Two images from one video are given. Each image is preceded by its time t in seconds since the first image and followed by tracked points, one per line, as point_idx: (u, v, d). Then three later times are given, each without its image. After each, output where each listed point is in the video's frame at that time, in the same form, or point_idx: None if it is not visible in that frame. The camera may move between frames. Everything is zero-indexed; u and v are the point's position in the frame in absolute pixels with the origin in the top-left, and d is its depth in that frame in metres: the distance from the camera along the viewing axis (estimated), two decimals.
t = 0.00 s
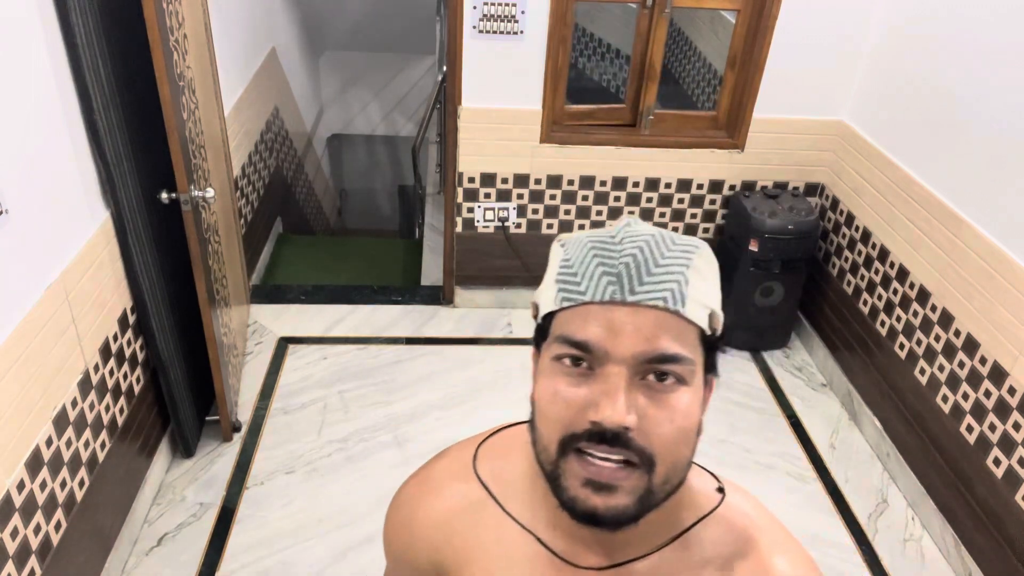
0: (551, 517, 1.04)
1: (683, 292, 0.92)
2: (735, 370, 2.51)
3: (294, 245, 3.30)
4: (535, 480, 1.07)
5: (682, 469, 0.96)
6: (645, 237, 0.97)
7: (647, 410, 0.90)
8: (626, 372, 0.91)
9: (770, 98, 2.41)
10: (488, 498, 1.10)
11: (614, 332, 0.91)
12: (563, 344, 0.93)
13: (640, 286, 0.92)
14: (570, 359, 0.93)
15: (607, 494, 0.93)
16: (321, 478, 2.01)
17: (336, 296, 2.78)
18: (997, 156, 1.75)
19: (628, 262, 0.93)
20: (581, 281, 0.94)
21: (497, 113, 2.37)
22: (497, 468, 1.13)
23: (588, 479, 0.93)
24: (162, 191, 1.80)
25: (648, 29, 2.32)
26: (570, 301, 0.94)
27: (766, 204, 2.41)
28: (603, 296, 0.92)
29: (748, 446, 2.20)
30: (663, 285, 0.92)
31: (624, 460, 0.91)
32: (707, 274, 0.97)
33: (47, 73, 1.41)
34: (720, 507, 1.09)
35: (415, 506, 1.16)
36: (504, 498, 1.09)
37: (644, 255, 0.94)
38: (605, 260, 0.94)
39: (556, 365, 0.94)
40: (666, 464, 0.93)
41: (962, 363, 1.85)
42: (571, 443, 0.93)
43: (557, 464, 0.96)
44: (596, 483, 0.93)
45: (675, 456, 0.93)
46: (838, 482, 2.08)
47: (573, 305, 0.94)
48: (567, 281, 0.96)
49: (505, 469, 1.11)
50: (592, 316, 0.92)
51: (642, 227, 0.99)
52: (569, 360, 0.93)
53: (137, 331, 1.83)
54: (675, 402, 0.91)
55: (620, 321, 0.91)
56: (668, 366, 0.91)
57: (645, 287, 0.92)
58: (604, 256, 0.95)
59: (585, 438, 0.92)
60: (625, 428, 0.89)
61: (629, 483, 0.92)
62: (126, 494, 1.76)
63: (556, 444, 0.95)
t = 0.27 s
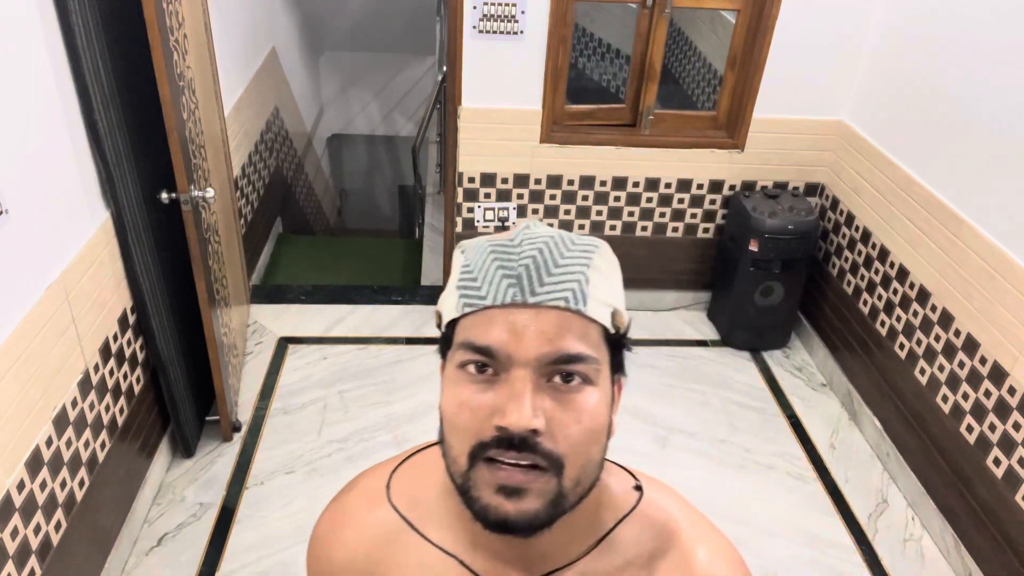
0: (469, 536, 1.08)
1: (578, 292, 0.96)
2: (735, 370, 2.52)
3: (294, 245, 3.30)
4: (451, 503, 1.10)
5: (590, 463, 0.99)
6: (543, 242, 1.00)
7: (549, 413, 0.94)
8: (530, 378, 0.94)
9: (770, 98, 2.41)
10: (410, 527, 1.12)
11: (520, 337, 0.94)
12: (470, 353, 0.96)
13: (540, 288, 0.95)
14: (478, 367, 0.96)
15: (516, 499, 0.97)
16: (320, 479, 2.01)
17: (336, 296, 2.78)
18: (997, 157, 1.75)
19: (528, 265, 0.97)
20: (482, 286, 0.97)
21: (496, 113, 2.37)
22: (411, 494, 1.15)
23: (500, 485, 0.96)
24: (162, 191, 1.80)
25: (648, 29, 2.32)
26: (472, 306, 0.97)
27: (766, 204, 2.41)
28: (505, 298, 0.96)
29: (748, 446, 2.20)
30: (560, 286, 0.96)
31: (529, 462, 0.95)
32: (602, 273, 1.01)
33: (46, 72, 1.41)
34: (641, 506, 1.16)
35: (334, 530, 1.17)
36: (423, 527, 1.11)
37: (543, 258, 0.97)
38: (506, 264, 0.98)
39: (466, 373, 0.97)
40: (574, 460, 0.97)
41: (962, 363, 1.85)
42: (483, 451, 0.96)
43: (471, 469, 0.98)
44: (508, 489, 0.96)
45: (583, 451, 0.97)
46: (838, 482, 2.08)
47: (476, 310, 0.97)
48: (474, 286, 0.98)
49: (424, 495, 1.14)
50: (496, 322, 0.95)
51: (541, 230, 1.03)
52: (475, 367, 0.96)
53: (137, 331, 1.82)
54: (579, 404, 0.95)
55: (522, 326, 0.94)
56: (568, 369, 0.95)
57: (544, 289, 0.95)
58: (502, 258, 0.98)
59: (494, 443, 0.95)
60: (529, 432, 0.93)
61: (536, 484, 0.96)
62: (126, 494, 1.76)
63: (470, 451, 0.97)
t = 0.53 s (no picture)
0: (438, 505, 1.05)
1: (532, 266, 0.99)
2: (734, 370, 2.52)
3: (294, 245, 3.30)
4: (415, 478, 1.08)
5: (553, 432, 0.99)
6: (492, 220, 1.02)
7: (513, 378, 0.94)
8: (492, 347, 0.94)
9: (770, 98, 2.41)
10: (375, 512, 1.07)
11: (478, 310, 0.94)
12: (431, 330, 0.96)
13: (495, 262, 0.97)
14: (440, 343, 0.96)
15: (485, 468, 0.94)
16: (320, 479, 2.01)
17: (336, 296, 2.78)
18: (997, 157, 1.75)
19: (482, 240, 0.98)
20: (438, 263, 0.98)
21: (497, 113, 2.37)
22: (372, 478, 1.11)
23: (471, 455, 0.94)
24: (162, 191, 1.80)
25: (648, 29, 2.32)
26: (429, 284, 0.98)
27: (767, 204, 2.41)
28: (461, 274, 0.96)
29: (748, 446, 2.20)
30: (515, 260, 0.98)
31: (496, 429, 0.93)
32: (549, 247, 1.04)
33: (46, 72, 1.41)
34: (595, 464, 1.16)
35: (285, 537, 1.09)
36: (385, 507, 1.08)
37: (494, 235, 0.99)
38: (460, 241, 0.99)
39: (427, 350, 0.96)
40: (538, 426, 0.96)
41: (962, 363, 1.85)
42: (451, 421, 0.94)
43: (439, 443, 0.95)
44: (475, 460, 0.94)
45: (545, 418, 0.97)
46: (838, 482, 2.08)
47: (431, 287, 0.98)
48: (429, 266, 0.98)
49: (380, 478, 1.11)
50: (454, 297, 0.96)
51: (490, 209, 1.06)
52: (436, 343, 0.96)
53: (137, 331, 1.82)
54: (540, 369, 0.96)
55: (481, 300, 0.95)
56: (528, 337, 0.96)
57: (499, 263, 0.97)
58: (456, 236, 1.00)
59: (461, 412, 0.93)
60: (496, 398, 0.92)
61: (505, 452, 0.94)
62: (126, 494, 1.76)
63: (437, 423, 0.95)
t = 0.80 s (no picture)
0: (475, 455, 1.03)
1: (564, 231, 0.99)
2: (734, 370, 2.52)
3: (294, 245, 3.30)
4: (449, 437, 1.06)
5: (589, 384, 0.98)
6: (524, 188, 1.01)
7: (551, 330, 0.93)
8: (530, 302, 0.94)
9: (770, 98, 2.41)
10: (410, 469, 1.03)
11: (516, 269, 0.94)
12: (472, 290, 0.95)
13: (532, 227, 0.97)
14: (481, 302, 0.95)
15: (529, 415, 0.92)
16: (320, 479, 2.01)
17: (336, 296, 2.78)
18: (997, 156, 1.75)
19: (518, 206, 0.98)
20: (477, 230, 0.97)
21: (496, 113, 2.37)
22: (408, 438, 1.07)
23: (514, 405, 0.92)
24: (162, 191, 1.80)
25: (648, 28, 2.32)
26: (471, 249, 0.96)
27: (766, 204, 2.41)
28: (501, 238, 0.96)
29: (748, 445, 2.20)
30: (549, 225, 0.97)
31: (537, 376, 0.92)
32: (574, 214, 1.04)
33: (47, 72, 1.41)
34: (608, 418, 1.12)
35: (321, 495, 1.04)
36: (421, 460, 1.04)
37: (530, 202, 0.99)
38: (497, 208, 0.98)
39: (469, 309, 0.95)
40: (577, 376, 0.96)
41: (962, 363, 1.86)
42: (495, 372, 0.92)
43: (483, 397, 0.93)
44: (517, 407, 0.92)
45: (581, 369, 0.97)
46: (838, 482, 2.08)
47: (473, 253, 0.97)
48: (469, 234, 0.97)
49: (419, 435, 1.08)
50: (494, 259, 0.95)
51: (519, 178, 1.05)
52: (478, 302, 0.95)
53: (137, 331, 1.82)
54: (574, 323, 0.95)
55: (521, 260, 0.94)
56: (564, 292, 0.95)
57: (537, 227, 0.97)
58: (492, 203, 0.99)
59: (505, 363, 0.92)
60: (537, 347, 0.91)
61: (549, 400, 0.93)
62: (126, 494, 1.76)
63: (480, 377, 0.93)
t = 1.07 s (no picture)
0: (529, 423, 0.96)
1: (625, 204, 0.93)
2: (734, 370, 2.52)
3: (294, 244, 3.30)
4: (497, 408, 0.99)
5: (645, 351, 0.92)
6: (584, 162, 0.96)
7: (612, 298, 0.88)
8: (592, 270, 0.88)
9: (770, 98, 2.41)
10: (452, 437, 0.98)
11: (577, 238, 0.89)
12: (534, 259, 0.90)
13: (593, 200, 0.91)
14: (543, 271, 0.90)
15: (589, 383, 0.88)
16: (320, 479, 2.01)
17: (336, 296, 2.78)
18: (997, 156, 1.75)
19: (580, 180, 0.92)
20: (539, 204, 0.92)
21: (496, 113, 2.37)
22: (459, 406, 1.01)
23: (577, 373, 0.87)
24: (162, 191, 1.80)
25: (648, 28, 2.32)
26: (535, 223, 0.91)
27: (766, 204, 2.41)
28: (564, 213, 0.90)
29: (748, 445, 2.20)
30: (610, 198, 0.92)
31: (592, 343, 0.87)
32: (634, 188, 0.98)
33: (47, 73, 1.41)
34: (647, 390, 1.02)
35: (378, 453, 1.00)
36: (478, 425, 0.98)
37: (591, 175, 0.93)
38: (557, 181, 0.92)
39: (530, 277, 0.91)
40: (637, 343, 0.90)
41: (962, 363, 1.85)
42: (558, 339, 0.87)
43: (546, 364, 0.89)
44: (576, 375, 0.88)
45: (643, 337, 0.91)
46: (838, 482, 2.08)
47: (536, 227, 0.92)
48: (530, 209, 0.92)
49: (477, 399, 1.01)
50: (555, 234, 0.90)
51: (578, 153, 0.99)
52: (541, 273, 0.90)
53: (137, 331, 1.82)
54: (632, 292, 0.89)
55: (583, 232, 0.89)
56: (625, 258, 0.89)
57: (598, 201, 0.91)
58: (553, 177, 0.93)
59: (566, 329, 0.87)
60: (599, 313, 0.86)
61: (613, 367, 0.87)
62: (126, 494, 1.76)
63: (542, 344, 0.89)
